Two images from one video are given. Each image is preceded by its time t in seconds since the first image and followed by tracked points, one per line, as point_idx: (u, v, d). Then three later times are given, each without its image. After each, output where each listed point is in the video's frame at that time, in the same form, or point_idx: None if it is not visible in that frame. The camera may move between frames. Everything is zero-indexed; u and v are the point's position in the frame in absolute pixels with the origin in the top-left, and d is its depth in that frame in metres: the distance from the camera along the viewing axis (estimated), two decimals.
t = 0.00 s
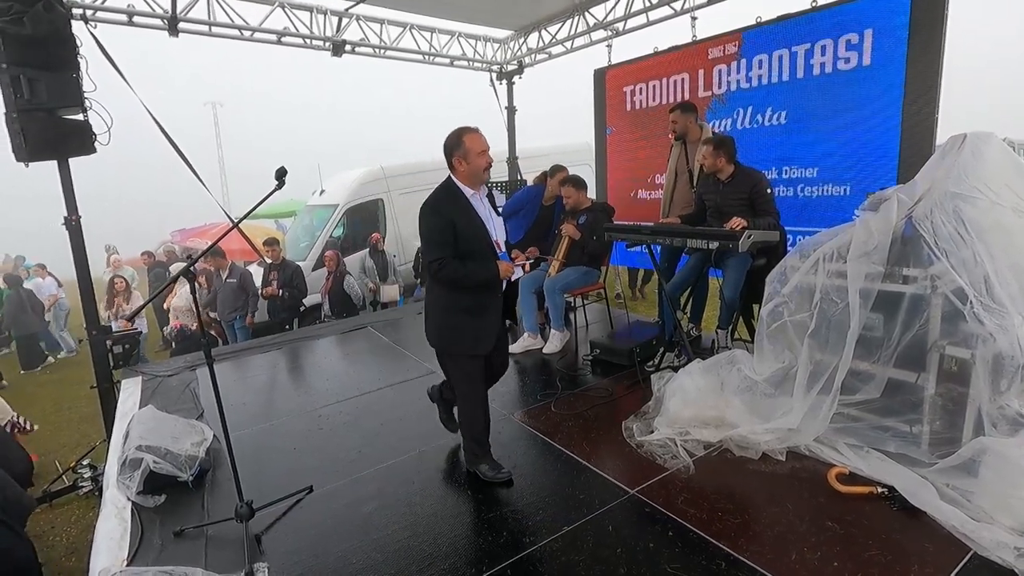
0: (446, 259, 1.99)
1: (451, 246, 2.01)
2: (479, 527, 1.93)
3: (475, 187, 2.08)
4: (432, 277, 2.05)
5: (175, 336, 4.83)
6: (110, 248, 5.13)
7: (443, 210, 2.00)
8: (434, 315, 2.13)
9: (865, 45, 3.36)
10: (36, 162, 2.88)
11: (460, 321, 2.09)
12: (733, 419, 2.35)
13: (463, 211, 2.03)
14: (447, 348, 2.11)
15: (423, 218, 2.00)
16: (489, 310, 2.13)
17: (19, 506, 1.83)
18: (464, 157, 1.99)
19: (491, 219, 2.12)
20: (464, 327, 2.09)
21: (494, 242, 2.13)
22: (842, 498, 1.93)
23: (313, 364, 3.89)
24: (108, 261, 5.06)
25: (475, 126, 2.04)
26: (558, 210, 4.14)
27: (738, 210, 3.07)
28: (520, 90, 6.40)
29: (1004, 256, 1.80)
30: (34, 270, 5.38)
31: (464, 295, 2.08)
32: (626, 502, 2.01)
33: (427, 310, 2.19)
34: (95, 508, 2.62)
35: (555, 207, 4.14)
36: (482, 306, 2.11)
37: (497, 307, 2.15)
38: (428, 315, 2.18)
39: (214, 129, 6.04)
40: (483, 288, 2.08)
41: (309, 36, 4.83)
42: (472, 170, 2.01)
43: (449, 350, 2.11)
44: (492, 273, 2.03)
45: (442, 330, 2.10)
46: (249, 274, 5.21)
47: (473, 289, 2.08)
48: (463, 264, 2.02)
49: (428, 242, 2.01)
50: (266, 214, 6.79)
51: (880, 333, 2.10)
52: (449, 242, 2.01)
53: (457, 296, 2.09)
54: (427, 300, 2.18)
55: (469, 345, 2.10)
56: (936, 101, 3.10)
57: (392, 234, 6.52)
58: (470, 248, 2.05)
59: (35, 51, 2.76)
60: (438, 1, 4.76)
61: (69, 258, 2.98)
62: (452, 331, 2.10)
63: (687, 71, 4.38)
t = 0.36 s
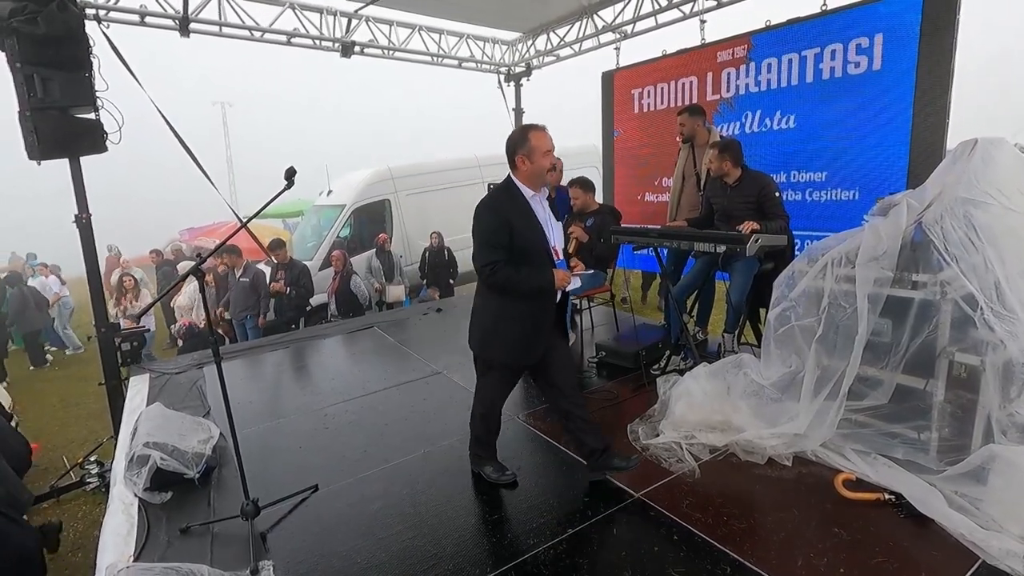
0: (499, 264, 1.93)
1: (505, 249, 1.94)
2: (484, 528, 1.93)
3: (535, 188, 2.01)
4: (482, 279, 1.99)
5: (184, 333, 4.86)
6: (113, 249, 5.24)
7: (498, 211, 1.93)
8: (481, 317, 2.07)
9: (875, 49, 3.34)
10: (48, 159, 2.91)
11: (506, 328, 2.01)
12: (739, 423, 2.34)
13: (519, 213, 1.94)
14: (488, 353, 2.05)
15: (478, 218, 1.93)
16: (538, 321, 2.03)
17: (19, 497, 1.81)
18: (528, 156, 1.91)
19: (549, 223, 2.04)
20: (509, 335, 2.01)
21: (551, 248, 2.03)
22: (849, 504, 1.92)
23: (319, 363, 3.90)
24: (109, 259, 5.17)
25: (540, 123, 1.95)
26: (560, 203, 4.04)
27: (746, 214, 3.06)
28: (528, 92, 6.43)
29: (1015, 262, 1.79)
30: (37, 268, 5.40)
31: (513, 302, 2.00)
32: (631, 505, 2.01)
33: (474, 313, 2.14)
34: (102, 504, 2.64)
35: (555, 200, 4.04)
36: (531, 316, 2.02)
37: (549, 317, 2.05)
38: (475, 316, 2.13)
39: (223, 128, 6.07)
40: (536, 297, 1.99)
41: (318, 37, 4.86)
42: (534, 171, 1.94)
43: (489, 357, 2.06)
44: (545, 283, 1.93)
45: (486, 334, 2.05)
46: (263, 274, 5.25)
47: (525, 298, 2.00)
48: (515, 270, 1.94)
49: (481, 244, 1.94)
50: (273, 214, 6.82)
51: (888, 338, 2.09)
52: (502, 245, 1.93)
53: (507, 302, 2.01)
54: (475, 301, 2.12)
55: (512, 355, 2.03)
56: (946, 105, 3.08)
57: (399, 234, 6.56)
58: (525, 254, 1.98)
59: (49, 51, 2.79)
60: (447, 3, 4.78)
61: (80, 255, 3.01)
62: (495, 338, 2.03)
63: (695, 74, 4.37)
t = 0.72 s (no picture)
0: (578, 250, 1.82)
1: (585, 239, 1.85)
2: (485, 527, 1.93)
3: (616, 176, 1.93)
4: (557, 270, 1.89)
5: (186, 333, 4.87)
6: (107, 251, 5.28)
7: (579, 197, 1.85)
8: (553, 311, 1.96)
9: (876, 48, 3.33)
10: (49, 159, 2.91)
11: (574, 325, 1.89)
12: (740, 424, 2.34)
13: (600, 202, 1.86)
14: (554, 349, 1.92)
15: (559, 202, 1.86)
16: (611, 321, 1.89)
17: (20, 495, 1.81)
18: (615, 144, 1.83)
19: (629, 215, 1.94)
20: (578, 332, 1.88)
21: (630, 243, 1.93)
22: (849, 504, 1.92)
23: (319, 363, 3.90)
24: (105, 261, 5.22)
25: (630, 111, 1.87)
26: (544, 195, 4.03)
27: (748, 214, 3.06)
28: (529, 92, 6.43)
29: (1017, 262, 1.78)
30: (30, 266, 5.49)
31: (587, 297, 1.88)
32: (632, 504, 2.01)
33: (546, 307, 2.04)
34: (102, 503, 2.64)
35: (540, 192, 4.02)
36: (604, 313, 1.88)
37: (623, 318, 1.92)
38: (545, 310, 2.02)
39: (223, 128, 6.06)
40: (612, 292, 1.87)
41: (319, 36, 4.86)
42: (619, 159, 1.86)
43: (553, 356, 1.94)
44: (623, 278, 1.81)
45: (555, 329, 1.93)
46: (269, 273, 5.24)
47: (600, 292, 1.88)
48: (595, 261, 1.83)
49: (559, 231, 1.86)
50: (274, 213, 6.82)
51: (890, 338, 2.09)
52: (582, 234, 1.84)
53: (581, 295, 1.89)
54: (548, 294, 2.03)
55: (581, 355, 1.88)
56: (948, 105, 3.07)
57: (400, 234, 6.57)
58: (604, 244, 1.87)
59: (50, 50, 2.79)
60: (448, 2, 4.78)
61: (81, 254, 3.01)
62: (563, 333, 1.91)
63: (696, 73, 4.37)
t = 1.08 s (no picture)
0: (655, 256, 1.65)
1: (660, 242, 1.67)
2: (485, 528, 1.93)
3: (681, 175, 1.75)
4: (626, 275, 1.71)
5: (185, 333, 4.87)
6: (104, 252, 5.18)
7: (651, 196, 1.66)
8: (619, 320, 1.79)
9: (876, 50, 3.34)
10: (49, 159, 2.91)
11: (649, 336, 1.72)
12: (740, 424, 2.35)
13: (672, 201, 1.69)
14: (624, 362, 1.76)
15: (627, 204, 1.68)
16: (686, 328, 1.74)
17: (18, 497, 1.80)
18: (684, 139, 1.65)
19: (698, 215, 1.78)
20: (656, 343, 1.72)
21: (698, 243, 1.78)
22: (849, 505, 1.92)
23: (318, 364, 3.90)
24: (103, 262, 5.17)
25: (699, 103, 1.69)
26: (531, 194, 4.06)
27: (748, 215, 3.06)
28: (529, 93, 6.44)
29: (1017, 263, 1.77)
30: (18, 262, 5.31)
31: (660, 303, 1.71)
32: (631, 506, 2.00)
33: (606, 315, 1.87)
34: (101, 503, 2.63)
35: (528, 191, 4.05)
36: (679, 320, 1.73)
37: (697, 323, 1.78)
38: (607, 318, 1.85)
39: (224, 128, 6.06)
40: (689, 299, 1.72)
41: (319, 37, 4.87)
42: (688, 156, 1.68)
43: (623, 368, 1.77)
44: (701, 282, 1.67)
45: (625, 339, 1.76)
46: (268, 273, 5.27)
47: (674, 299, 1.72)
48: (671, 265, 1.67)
49: (630, 233, 1.68)
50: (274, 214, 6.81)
51: (889, 339, 2.10)
52: (657, 237, 1.66)
53: (652, 304, 1.73)
54: (609, 301, 1.85)
55: (660, 368, 1.70)
56: (948, 106, 3.07)
57: (399, 235, 6.57)
58: (677, 248, 1.71)
59: (51, 50, 2.79)
60: (448, 3, 4.78)
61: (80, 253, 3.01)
62: (635, 344, 1.73)
63: (696, 74, 4.37)
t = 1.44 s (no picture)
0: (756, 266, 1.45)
1: (760, 250, 1.47)
2: (486, 528, 1.93)
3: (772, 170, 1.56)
4: (717, 288, 1.51)
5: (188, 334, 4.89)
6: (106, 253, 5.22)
7: (747, 198, 1.46)
8: (705, 336, 1.60)
9: (879, 50, 3.33)
10: (52, 159, 2.92)
11: (743, 357, 1.53)
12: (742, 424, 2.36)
13: (768, 202, 1.49)
14: (714, 383, 1.57)
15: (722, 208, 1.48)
16: (782, 343, 1.56)
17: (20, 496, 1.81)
18: (774, 130, 1.46)
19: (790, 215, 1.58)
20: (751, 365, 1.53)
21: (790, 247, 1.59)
22: (852, 506, 1.91)
23: (320, 363, 3.90)
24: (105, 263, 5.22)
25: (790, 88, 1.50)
26: (531, 193, 4.06)
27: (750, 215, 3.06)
28: (530, 93, 6.45)
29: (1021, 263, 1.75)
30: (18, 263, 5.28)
31: (753, 317, 1.53)
32: (633, 506, 2.00)
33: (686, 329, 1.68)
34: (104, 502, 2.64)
35: (528, 190, 4.05)
36: (775, 336, 1.55)
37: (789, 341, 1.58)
38: (688, 332, 1.66)
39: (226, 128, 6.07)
40: (786, 314, 1.53)
41: (321, 37, 4.87)
42: (777, 149, 1.50)
43: (712, 389, 1.59)
44: (803, 295, 1.48)
45: (713, 357, 1.58)
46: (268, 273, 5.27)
47: (769, 314, 1.53)
48: (770, 275, 1.48)
49: (725, 240, 1.47)
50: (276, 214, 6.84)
51: (891, 339, 2.09)
52: (756, 245, 1.46)
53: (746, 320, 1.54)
54: (688, 313, 1.66)
55: (757, 389, 1.53)
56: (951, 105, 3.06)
57: (401, 235, 6.57)
58: (775, 256, 1.51)
59: (55, 50, 2.79)
60: (450, 3, 4.79)
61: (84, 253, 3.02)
62: (725, 363, 1.56)
63: (697, 73, 4.36)
